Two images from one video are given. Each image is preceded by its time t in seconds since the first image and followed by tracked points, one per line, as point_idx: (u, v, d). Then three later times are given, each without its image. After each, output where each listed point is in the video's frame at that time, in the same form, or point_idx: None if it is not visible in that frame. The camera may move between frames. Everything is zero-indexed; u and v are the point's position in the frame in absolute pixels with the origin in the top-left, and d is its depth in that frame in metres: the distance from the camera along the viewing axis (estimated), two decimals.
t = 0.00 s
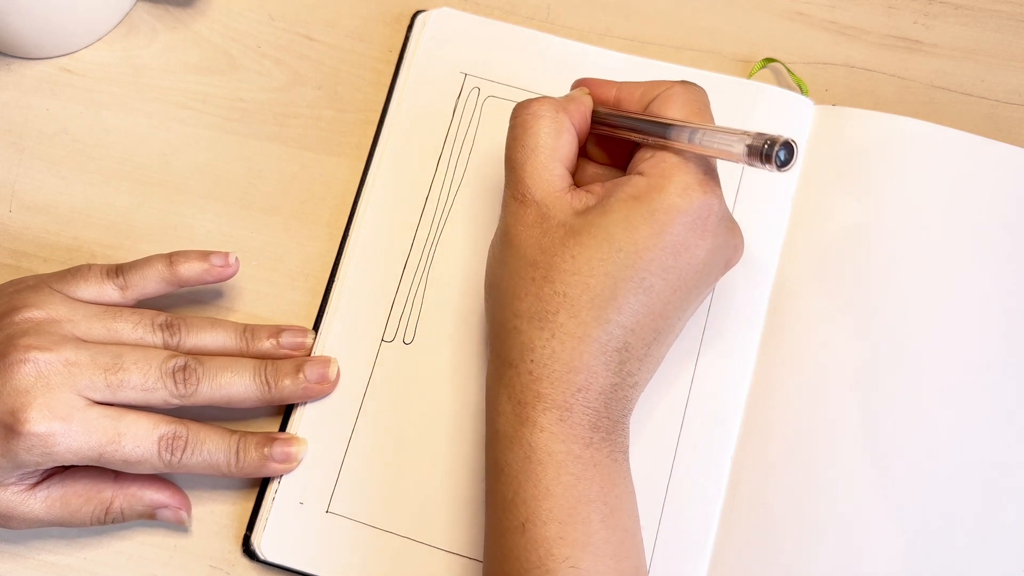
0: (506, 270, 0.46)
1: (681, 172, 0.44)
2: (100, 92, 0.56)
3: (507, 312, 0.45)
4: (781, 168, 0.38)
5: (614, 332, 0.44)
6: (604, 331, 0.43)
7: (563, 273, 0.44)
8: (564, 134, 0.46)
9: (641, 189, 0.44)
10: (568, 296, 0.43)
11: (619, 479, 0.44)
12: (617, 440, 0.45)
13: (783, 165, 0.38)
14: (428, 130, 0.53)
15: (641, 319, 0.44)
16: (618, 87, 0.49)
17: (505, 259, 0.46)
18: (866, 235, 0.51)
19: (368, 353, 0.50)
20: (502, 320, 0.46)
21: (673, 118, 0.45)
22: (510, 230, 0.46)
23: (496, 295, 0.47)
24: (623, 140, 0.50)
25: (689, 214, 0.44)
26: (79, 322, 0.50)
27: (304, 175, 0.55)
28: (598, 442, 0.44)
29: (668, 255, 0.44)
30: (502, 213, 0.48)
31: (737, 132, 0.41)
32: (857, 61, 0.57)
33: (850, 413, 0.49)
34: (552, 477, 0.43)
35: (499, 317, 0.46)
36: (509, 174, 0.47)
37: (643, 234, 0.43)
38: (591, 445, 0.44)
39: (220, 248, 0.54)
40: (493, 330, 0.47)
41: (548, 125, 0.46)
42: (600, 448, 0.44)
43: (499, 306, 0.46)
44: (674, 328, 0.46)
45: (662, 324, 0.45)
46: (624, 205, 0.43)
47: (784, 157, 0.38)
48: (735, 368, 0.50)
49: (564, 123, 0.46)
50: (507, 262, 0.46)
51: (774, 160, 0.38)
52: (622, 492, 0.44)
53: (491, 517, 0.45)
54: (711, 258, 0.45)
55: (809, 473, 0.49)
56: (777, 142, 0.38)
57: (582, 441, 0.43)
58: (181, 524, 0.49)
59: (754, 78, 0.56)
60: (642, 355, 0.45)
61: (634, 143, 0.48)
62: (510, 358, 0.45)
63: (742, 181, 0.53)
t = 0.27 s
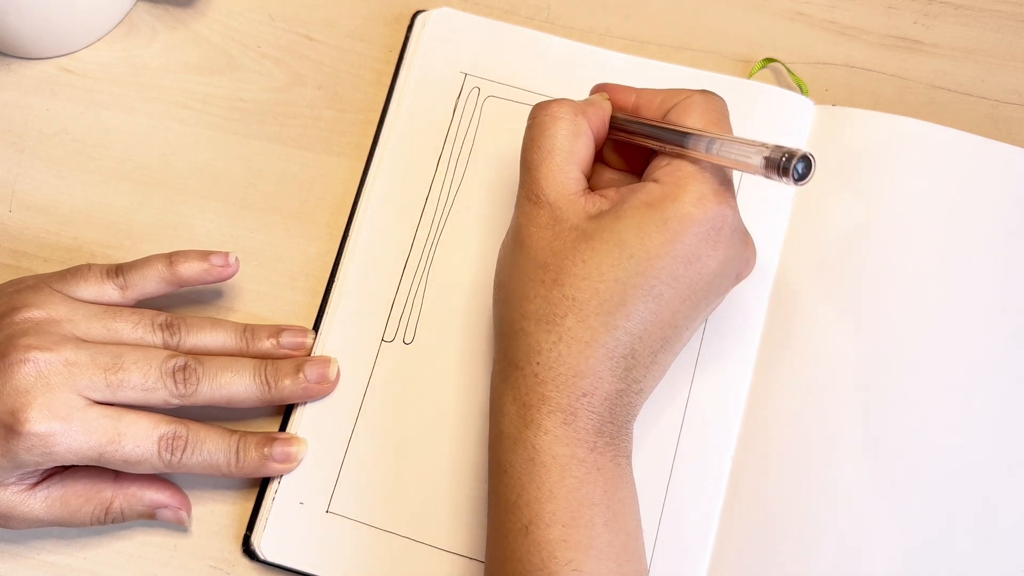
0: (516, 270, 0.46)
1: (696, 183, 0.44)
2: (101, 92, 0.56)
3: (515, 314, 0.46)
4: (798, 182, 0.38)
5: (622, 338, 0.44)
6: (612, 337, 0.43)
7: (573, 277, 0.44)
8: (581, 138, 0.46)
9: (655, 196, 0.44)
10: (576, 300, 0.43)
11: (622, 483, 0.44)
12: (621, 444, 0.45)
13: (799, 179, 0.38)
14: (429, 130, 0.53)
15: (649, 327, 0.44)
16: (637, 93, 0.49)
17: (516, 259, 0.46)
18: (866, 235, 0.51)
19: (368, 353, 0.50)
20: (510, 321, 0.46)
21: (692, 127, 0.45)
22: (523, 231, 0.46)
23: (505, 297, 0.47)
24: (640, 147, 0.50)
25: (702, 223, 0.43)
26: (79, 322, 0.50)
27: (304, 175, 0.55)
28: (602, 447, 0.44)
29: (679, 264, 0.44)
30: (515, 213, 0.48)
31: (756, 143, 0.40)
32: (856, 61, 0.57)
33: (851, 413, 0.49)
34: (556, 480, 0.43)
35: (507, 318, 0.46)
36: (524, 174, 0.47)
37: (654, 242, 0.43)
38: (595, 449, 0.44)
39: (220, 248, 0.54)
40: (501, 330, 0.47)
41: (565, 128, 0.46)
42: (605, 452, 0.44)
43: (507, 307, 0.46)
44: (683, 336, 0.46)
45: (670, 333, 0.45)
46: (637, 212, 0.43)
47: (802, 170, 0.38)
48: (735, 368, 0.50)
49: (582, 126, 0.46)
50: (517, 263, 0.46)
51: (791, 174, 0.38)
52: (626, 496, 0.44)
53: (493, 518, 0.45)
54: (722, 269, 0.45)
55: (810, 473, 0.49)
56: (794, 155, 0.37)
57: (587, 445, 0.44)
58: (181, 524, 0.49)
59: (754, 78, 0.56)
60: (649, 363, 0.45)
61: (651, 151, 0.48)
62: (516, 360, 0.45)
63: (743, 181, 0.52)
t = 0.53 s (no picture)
0: (521, 271, 0.46)
1: (709, 191, 0.44)
2: (101, 92, 0.56)
3: (518, 315, 0.46)
4: (809, 194, 0.39)
5: (626, 343, 0.44)
6: (615, 341, 0.43)
7: (579, 280, 0.44)
8: (593, 141, 0.46)
9: (664, 203, 0.44)
10: (581, 304, 0.43)
11: (622, 486, 0.44)
12: (621, 447, 0.45)
13: (811, 191, 0.38)
14: (429, 131, 0.53)
15: (653, 333, 0.44)
16: (650, 100, 0.49)
17: (522, 258, 0.46)
18: (867, 235, 0.51)
19: (368, 354, 0.50)
20: (513, 322, 0.46)
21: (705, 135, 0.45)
22: (530, 231, 0.46)
23: (509, 297, 0.47)
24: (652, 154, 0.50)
25: (710, 232, 0.44)
26: (79, 322, 0.50)
27: (304, 175, 0.55)
28: (601, 450, 0.44)
29: (686, 272, 0.44)
30: (523, 212, 0.48)
31: (767, 154, 0.41)
32: (857, 61, 0.57)
33: (851, 414, 0.49)
34: (555, 482, 0.43)
35: (510, 319, 0.46)
36: (534, 173, 0.47)
37: (661, 249, 0.43)
38: (594, 452, 0.44)
39: (220, 248, 0.54)
40: (504, 330, 0.47)
41: (578, 129, 0.46)
42: (604, 456, 0.44)
43: (511, 307, 0.46)
44: (687, 344, 0.46)
45: (673, 340, 0.45)
46: (645, 218, 0.43)
47: (813, 181, 0.38)
48: (735, 368, 0.50)
49: (594, 129, 0.46)
50: (523, 263, 0.46)
51: (803, 185, 0.38)
52: (625, 499, 0.44)
53: (491, 518, 0.45)
54: (728, 279, 0.45)
55: (810, 473, 0.49)
56: (806, 167, 0.38)
57: (587, 448, 0.44)
58: (180, 524, 0.49)
59: (754, 79, 0.56)
60: (651, 369, 0.45)
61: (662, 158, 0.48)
62: (518, 361, 0.45)
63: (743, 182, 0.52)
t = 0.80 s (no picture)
0: (520, 274, 0.46)
1: (709, 197, 0.44)
2: (101, 92, 0.56)
3: (518, 317, 0.46)
4: (811, 198, 0.37)
5: (626, 347, 0.44)
6: (615, 345, 0.44)
7: (578, 284, 0.44)
8: (593, 144, 0.46)
9: (664, 208, 0.44)
10: (580, 307, 0.43)
11: (622, 487, 0.45)
12: (620, 449, 0.45)
13: (812, 196, 0.37)
14: (429, 131, 0.53)
15: (652, 337, 0.44)
16: (652, 105, 0.49)
17: (521, 261, 0.46)
18: (866, 235, 0.51)
19: (368, 353, 0.50)
20: (513, 324, 0.46)
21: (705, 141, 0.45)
22: (530, 233, 0.46)
23: (509, 299, 0.47)
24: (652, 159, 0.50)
25: (710, 237, 0.44)
26: (79, 322, 0.50)
27: (304, 175, 0.55)
28: (600, 453, 0.44)
29: (686, 277, 0.44)
30: (522, 214, 0.47)
31: (767, 158, 0.40)
32: (857, 61, 0.57)
33: (850, 414, 0.49)
34: (555, 484, 0.43)
35: (510, 321, 0.46)
36: (533, 175, 0.47)
37: (661, 254, 0.43)
38: (594, 454, 0.44)
39: (221, 248, 0.54)
40: (503, 332, 0.47)
41: (578, 131, 0.45)
42: (604, 458, 0.44)
43: (511, 310, 0.46)
44: (687, 347, 0.46)
45: (673, 344, 0.45)
46: (645, 222, 0.43)
47: (813, 187, 0.37)
48: (735, 368, 0.50)
49: (595, 131, 0.46)
50: (523, 265, 0.46)
51: (804, 190, 0.37)
52: (625, 499, 0.44)
53: (491, 520, 0.45)
54: (728, 284, 0.45)
55: (810, 473, 0.49)
56: (806, 171, 0.37)
57: (586, 450, 0.44)
58: (180, 525, 0.49)
59: (754, 78, 0.56)
60: (651, 372, 0.45)
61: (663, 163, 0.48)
62: (518, 364, 0.45)
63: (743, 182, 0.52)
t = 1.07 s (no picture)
0: (513, 277, 0.46)
1: (694, 188, 0.44)
2: (101, 92, 0.56)
3: (513, 320, 0.46)
4: (793, 187, 0.38)
5: (620, 342, 0.44)
6: (609, 341, 0.44)
7: (570, 283, 0.44)
8: (575, 143, 0.46)
9: (651, 202, 0.44)
10: (573, 306, 0.44)
11: (621, 484, 0.44)
12: (620, 446, 0.45)
13: (794, 184, 0.38)
14: (429, 131, 0.53)
15: (646, 331, 0.44)
16: (632, 99, 0.49)
17: (514, 264, 0.46)
18: (866, 235, 0.51)
19: (368, 354, 0.50)
20: (509, 327, 0.46)
21: (688, 133, 0.45)
22: (519, 237, 0.46)
23: (503, 303, 0.47)
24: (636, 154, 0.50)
25: (698, 229, 0.44)
26: (79, 322, 0.50)
27: (304, 175, 0.55)
28: (600, 449, 0.44)
29: (676, 269, 0.44)
30: (511, 219, 0.48)
31: (749, 149, 0.41)
32: (857, 61, 0.57)
33: (851, 414, 0.49)
34: (555, 482, 0.43)
35: (505, 325, 0.46)
36: (518, 179, 0.47)
37: (650, 248, 0.43)
38: (593, 452, 0.44)
39: (221, 248, 0.54)
40: (499, 336, 0.47)
41: (559, 132, 0.45)
42: (603, 455, 0.44)
43: (506, 313, 0.46)
44: (682, 340, 0.46)
45: (667, 337, 0.45)
46: (633, 217, 0.43)
47: (796, 176, 0.38)
48: (735, 368, 0.50)
49: (576, 131, 0.46)
50: (515, 269, 0.46)
51: (786, 179, 0.38)
52: (625, 497, 0.44)
53: (493, 520, 0.44)
54: (720, 273, 0.45)
55: (810, 473, 0.49)
56: (790, 160, 0.38)
57: (585, 447, 0.44)
58: (180, 525, 0.49)
59: (754, 78, 0.56)
60: (647, 366, 0.45)
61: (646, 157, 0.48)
62: (515, 365, 0.45)
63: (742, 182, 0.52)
